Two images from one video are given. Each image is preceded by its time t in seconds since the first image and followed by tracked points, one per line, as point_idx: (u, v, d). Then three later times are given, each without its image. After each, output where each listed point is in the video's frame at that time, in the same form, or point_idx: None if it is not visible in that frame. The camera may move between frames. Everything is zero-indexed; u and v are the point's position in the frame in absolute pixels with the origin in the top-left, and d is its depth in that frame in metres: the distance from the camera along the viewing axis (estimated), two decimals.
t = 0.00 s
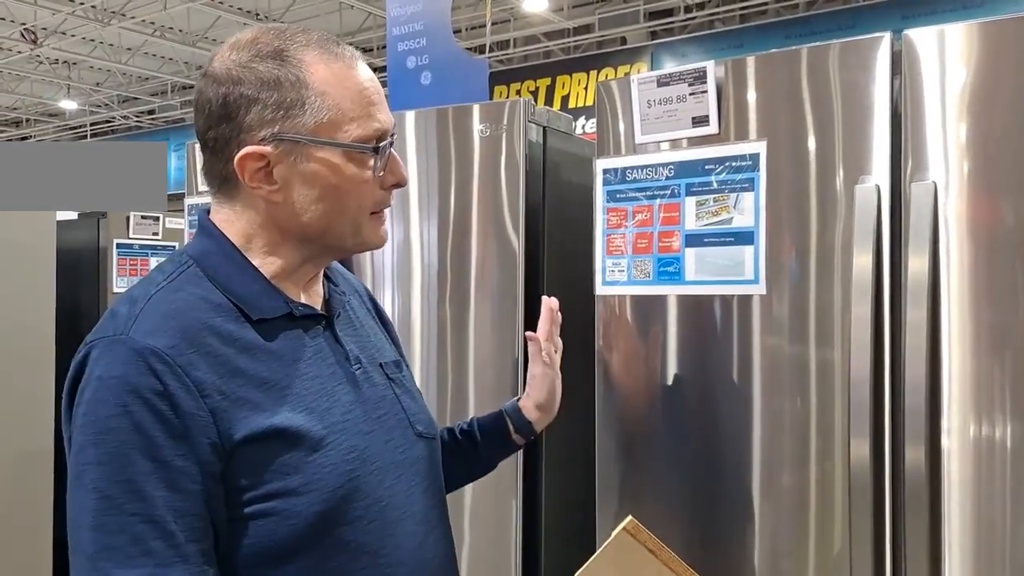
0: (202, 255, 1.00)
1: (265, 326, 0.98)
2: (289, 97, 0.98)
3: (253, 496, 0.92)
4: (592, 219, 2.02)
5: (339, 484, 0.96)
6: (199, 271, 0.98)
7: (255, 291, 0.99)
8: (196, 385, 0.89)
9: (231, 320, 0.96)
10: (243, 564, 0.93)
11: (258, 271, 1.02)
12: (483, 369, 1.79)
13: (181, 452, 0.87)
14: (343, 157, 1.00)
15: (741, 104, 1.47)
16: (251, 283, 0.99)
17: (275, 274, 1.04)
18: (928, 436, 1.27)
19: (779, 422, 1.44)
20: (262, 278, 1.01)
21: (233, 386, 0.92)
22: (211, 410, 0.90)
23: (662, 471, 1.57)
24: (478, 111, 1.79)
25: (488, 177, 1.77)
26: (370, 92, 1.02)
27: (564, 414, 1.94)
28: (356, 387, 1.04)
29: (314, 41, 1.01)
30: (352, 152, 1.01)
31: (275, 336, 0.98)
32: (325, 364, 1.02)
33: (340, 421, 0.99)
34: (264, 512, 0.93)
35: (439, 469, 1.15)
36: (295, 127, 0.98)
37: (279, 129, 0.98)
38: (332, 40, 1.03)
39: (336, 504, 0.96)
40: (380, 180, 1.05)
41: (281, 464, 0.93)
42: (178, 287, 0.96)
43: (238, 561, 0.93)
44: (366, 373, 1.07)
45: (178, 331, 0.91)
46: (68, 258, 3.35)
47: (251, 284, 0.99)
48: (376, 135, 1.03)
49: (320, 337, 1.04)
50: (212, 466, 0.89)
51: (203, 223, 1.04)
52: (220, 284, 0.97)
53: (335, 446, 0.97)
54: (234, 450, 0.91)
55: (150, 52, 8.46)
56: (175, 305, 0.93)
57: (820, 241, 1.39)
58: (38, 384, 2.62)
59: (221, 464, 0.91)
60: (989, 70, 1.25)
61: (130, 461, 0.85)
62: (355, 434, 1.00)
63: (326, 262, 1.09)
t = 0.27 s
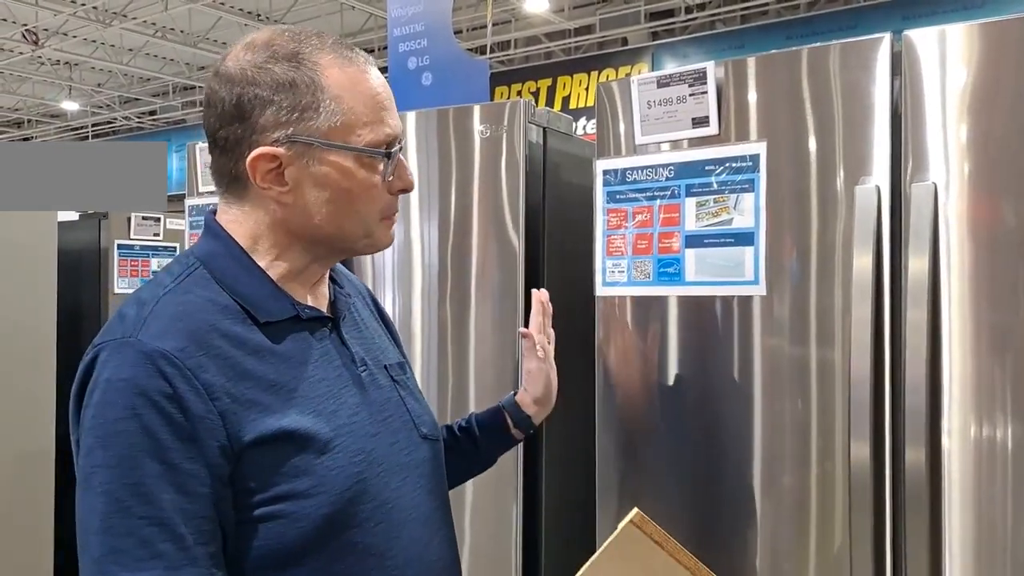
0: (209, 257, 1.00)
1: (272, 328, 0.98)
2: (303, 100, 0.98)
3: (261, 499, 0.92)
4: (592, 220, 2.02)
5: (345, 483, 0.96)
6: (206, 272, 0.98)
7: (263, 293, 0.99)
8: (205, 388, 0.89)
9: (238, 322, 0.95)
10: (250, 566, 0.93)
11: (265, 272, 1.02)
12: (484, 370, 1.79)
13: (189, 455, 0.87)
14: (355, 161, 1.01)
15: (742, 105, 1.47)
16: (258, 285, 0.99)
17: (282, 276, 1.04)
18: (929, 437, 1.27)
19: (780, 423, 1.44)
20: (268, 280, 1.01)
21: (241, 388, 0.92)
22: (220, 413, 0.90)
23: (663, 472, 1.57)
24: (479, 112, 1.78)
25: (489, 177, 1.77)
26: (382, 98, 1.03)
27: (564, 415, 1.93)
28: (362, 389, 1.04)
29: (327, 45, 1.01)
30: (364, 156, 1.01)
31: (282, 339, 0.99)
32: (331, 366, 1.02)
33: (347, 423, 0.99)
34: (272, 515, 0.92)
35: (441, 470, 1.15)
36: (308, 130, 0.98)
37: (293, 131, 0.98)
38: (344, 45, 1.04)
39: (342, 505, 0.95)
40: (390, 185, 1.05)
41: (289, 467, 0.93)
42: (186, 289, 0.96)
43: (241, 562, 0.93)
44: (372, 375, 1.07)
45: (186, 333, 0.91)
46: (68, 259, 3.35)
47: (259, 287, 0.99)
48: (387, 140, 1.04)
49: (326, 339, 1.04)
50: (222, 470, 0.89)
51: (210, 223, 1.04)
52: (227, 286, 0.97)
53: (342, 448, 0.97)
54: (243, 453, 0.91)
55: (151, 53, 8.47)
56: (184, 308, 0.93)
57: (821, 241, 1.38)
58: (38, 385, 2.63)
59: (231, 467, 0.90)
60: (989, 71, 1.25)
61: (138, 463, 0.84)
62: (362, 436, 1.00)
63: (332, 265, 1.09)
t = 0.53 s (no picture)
0: (218, 259, 1.00)
1: (280, 332, 0.98)
2: (314, 103, 0.98)
3: (270, 503, 0.92)
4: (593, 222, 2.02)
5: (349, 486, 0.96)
6: (215, 275, 0.98)
7: (272, 296, 0.99)
8: (215, 393, 0.89)
9: (248, 325, 0.95)
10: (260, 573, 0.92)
11: (274, 275, 1.02)
12: (485, 373, 1.79)
13: (196, 460, 0.87)
14: (365, 163, 1.01)
15: (743, 108, 1.47)
16: (267, 288, 0.99)
17: (290, 278, 1.04)
18: (931, 440, 1.26)
19: (782, 426, 1.43)
20: (277, 282, 1.01)
21: (251, 392, 0.92)
22: (230, 418, 0.90)
23: (666, 475, 1.56)
24: (480, 114, 1.78)
25: (490, 180, 1.77)
26: (392, 101, 1.03)
27: (565, 418, 1.93)
28: (369, 393, 1.04)
29: (338, 48, 1.01)
30: (374, 158, 1.01)
31: (291, 342, 0.98)
32: (338, 369, 1.02)
33: (354, 427, 0.99)
34: (281, 519, 0.92)
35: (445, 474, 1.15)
36: (319, 132, 0.98)
37: (304, 133, 0.98)
38: (354, 48, 1.04)
39: (346, 507, 0.95)
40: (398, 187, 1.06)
41: (298, 471, 0.93)
42: (196, 292, 0.95)
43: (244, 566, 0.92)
44: (378, 379, 1.06)
45: (196, 337, 0.91)
46: (70, 262, 3.35)
47: (269, 289, 0.98)
48: (397, 143, 1.04)
49: (334, 342, 1.04)
50: (231, 475, 0.89)
51: (219, 225, 1.04)
52: (237, 289, 0.97)
53: (351, 452, 0.97)
54: (253, 457, 0.91)
55: (153, 56, 8.48)
56: (195, 311, 0.93)
57: (823, 244, 1.38)
58: (40, 387, 2.63)
59: (239, 472, 0.90)
60: (990, 73, 1.25)
61: (145, 467, 0.84)
62: (369, 439, 1.00)
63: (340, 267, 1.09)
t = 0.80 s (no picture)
0: (226, 260, 1.00)
1: (285, 333, 0.98)
2: (297, 106, 0.98)
3: (269, 505, 0.92)
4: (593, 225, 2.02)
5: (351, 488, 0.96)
6: (223, 276, 0.98)
7: (278, 298, 0.99)
8: (214, 393, 0.89)
9: (251, 326, 0.95)
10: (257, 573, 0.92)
11: (278, 277, 1.02)
12: (486, 376, 1.79)
13: (190, 459, 0.86)
14: (349, 166, 0.99)
15: (744, 111, 1.47)
16: (273, 289, 0.99)
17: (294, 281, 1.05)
18: (932, 443, 1.26)
19: (783, 429, 1.43)
20: (282, 285, 1.01)
21: (251, 394, 0.92)
22: (227, 419, 0.89)
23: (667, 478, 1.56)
24: (481, 118, 1.79)
25: (491, 183, 1.77)
26: (385, 103, 1.01)
27: (566, 421, 1.93)
28: (373, 396, 1.04)
29: (331, 52, 1.01)
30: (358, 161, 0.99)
31: (295, 344, 0.98)
32: (342, 374, 1.02)
33: (357, 430, 0.99)
34: (279, 517, 0.92)
35: (449, 477, 1.15)
36: (299, 134, 0.98)
37: (286, 135, 0.98)
38: (354, 52, 1.03)
39: (347, 510, 0.95)
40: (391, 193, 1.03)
41: (298, 471, 0.93)
42: (204, 292, 0.96)
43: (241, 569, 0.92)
44: (382, 382, 1.06)
45: (198, 337, 0.91)
46: (72, 265, 3.36)
47: (273, 291, 0.99)
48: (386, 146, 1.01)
49: (338, 344, 1.04)
50: (225, 476, 0.88)
51: (229, 227, 1.04)
52: (242, 290, 0.97)
53: (353, 453, 0.97)
54: (251, 458, 0.91)
55: (155, 60, 8.50)
56: (200, 311, 0.93)
57: (824, 247, 1.38)
58: (41, 390, 2.63)
59: (234, 472, 0.90)
60: (991, 76, 1.25)
61: (135, 465, 0.83)
62: (371, 441, 1.00)
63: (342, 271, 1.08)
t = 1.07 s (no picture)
0: (241, 253, 1.05)
1: (282, 321, 1.00)
2: (291, 102, 1.03)
3: (264, 505, 0.92)
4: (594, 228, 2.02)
5: (347, 490, 0.96)
6: (234, 266, 1.03)
7: (282, 290, 1.01)
8: (192, 364, 0.92)
9: (249, 312, 0.98)
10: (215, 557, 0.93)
11: (283, 272, 1.04)
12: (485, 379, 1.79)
13: (163, 427, 0.89)
14: (319, 155, 1.00)
15: (744, 114, 1.47)
16: (277, 279, 1.02)
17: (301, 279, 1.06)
18: (931, 446, 1.26)
19: (783, 431, 1.43)
20: (288, 278, 1.03)
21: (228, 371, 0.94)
22: (201, 391, 0.92)
23: (666, 481, 1.56)
24: (481, 120, 1.79)
25: (490, 185, 1.77)
26: (369, 104, 1.01)
27: (566, 424, 1.93)
28: (367, 398, 1.03)
29: (341, 60, 1.05)
30: (328, 151, 1.00)
31: (288, 331, 1.00)
32: (335, 375, 1.01)
33: (338, 423, 0.98)
34: (240, 498, 0.93)
35: (451, 486, 1.13)
36: (285, 124, 1.02)
37: (278, 125, 1.03)
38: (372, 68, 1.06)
39: (343, 511, 0.95)
40: (359, 190, 1.01)
41: (264, 455, 0.93)
42: (208, 278, 1.00)
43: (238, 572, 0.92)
44: (380, 386, 1.05)
45: (190, 314, 0.95)
46: (73, 268, 3.36)
47: (278, 284, 1.01)
48: (360, 143, 1.00)
49: (338, 346, 1.03)
50: (191, 448, 0.90)
51: (255, 227, 1.09)
52: (250, 281, 1.01)
53: (319, 442, 0.95)
54: (219, 432, 0.92)
55: (156, 63, 8.51)
56: (197, 292, 0.97)
57: (823, 249, 1.38)
58: (41, 393, 2.63)
59: (201, 445, 0.91)
60: (991, 79, 1.25)
61: (112, 426, 0.87)
62: (354, 436, 0.98)
63: (330, 273, 1.06)
